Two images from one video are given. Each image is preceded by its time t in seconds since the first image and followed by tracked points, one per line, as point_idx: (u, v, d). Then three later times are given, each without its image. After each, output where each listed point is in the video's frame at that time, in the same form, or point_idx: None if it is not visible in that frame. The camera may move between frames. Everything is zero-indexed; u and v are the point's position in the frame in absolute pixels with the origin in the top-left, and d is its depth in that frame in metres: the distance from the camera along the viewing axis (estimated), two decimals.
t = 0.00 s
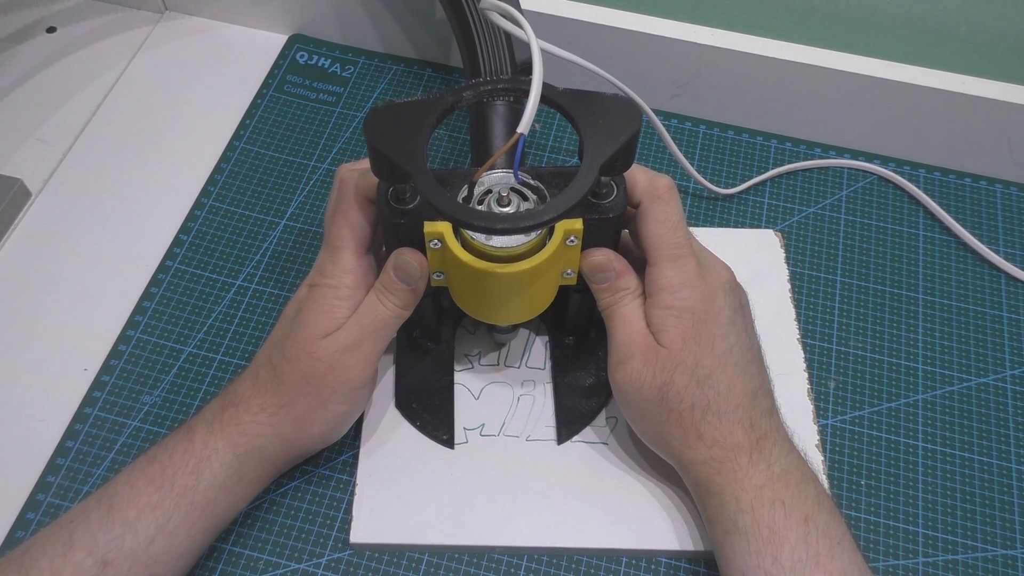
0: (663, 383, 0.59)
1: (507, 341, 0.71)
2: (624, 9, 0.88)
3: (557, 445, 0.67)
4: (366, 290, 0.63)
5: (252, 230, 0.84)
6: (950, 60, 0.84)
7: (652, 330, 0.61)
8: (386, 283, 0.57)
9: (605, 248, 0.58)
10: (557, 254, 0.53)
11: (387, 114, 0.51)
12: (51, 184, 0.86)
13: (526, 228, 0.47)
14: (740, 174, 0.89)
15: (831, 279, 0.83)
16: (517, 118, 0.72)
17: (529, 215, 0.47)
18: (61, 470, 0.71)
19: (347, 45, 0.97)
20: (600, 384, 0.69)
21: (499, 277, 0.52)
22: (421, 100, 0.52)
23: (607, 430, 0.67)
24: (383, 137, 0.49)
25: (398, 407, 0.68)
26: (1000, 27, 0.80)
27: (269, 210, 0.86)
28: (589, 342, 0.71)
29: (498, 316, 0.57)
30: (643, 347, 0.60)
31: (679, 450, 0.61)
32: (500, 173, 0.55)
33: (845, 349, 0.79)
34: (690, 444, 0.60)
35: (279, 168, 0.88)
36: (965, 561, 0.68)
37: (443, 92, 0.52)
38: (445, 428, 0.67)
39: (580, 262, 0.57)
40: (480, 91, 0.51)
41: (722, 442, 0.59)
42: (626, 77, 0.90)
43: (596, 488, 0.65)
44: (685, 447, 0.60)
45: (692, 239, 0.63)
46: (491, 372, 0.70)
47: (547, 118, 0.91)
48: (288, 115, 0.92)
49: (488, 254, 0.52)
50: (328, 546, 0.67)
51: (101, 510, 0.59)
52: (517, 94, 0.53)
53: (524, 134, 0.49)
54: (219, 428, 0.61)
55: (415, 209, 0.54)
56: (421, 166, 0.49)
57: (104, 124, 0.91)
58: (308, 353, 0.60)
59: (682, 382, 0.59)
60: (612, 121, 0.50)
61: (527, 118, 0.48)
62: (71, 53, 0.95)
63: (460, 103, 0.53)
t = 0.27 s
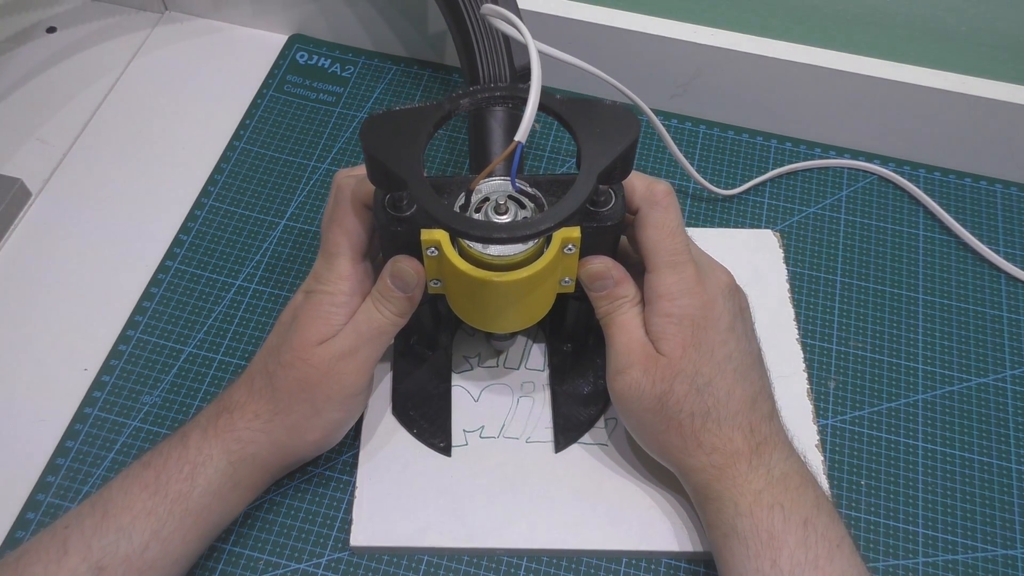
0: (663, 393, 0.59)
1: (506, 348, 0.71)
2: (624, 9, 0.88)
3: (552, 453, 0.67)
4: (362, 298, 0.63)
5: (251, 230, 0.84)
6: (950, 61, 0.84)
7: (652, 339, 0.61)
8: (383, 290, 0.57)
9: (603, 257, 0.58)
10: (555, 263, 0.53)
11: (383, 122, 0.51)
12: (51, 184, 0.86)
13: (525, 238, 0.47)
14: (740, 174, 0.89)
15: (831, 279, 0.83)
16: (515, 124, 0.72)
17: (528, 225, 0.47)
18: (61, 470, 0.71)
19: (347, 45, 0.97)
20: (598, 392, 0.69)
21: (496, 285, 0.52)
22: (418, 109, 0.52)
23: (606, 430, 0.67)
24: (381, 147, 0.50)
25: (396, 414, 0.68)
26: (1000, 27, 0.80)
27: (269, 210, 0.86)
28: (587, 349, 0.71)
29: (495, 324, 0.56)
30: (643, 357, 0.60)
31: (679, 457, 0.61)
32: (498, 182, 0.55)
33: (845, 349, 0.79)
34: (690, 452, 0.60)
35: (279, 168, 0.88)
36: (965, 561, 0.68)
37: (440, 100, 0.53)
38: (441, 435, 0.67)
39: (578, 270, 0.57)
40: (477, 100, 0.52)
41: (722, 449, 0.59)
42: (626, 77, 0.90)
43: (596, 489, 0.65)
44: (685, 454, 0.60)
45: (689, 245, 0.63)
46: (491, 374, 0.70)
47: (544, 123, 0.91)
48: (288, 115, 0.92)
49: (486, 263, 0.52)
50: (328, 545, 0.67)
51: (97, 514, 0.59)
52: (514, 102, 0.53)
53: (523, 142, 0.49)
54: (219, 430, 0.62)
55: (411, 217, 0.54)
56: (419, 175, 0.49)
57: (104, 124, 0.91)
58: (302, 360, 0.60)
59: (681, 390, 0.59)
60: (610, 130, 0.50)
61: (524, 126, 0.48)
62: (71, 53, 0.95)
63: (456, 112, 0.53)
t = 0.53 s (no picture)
0: (663, 402, 0.59)
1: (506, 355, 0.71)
2: (624, 9, 0.88)
3: (552, 461, 0.66)
4: (358, 306, 0.63)
5: (251, 230, 0.84)
6: (950, 61, 0.84)
7: (651, 348, 0.60)
8: (379, 299, 0.57)
9: (602, 265, 0.58)
10: (553, 272, 0.53)
11: (381, 130, 0.51)
12: (51, 184, 0.86)
13: (524, 247, 0.47)
14: (740, 174, 0.89)
15: (831, 279, 0.83)
16: (514, 130, 0.71)
17: (527, 234, 0.47)
18: (61, 470, 0.71)
19: (346, 45, 0.97)
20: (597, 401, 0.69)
21: (494, 294, 0.52)
22: (416, 117, 0.52)
23: (606, 431, 0.67)
24: (377, 154, 0.50)
25: (393, 423, 0.68)
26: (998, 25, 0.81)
27: (269, 210, 0.85)
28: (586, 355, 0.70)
29: (493, 332, 0.57)
30: (643, 366, 0.60)
31: (679, 465, 0.60)
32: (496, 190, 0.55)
33: (845, 349, 0.79)
34: (690, 459, 0.60)
35: (279, 168, 0.88)
36: (965, 561, 0.68)
37: (438, 108, 0.53)
38: (440, 444, 0.67)
39: (576, 278, 0.57)
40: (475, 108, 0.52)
41: (722, 455, 0.59)
42: (626, 77, 0.90)
43: (597, 490, 0.65)
44: (685, 462, 0.60)
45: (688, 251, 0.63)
46: (491, 375, 0.70)
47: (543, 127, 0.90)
48: (288, 114, 0.92)
49: (484, 271, 0.52)
50: (328, 546, 0.67)
51: (91, 522, 0.59)
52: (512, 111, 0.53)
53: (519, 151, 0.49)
54: (220, 431, 0.62)
55: (408, 226, 0.54)
56: (416, 184, 0.49)
57: (104, 124, 0.91)
58: (298, 369, 0.60)
59: (681, 399, 0.59)
60: (608, 140, 0.50)
61: (522, 136, 0.48)
62: (71, 53, 0.95)
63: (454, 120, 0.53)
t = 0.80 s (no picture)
0: (663, 409, 0.59)
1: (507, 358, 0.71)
2: (624, 9, 0.88)
3: (551, 468, 0.66)
4: (357, 313, 0.63)
5: (251, 231, 0.84)
6: (950, 60, 0.84)
7: (651, 354, 0.61)
8: (377, 305, 0.57)
9: (600, 271, 0.57)
10: (552, 278, 0.53)
11: (378, 138, 0.51)
12: (51, 185, 0.86)
13: (523, 254, 0.46)
14: (740, 174, 0.89)
15: (831, 279, 0.83)
16: (512, 136, 0.71)
17: (526, 241, 0.47)
18: (61, 471, 0.71)
19: (346, 45, 0.97)
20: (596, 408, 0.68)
21: (491, 301, 0.51)
22: (414, 123, 0.52)
23: (606, 433, 0.67)
24: (374, 161, 0.50)
25: (392, 429, 0.67)
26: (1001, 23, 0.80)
27: (269, 210, 0.85)
28: (586, 361, 0.70)
29: (491, 339, 0.56)
30: (642, 373, 0.60)
31: (679, 472, 0.61)
32: (495, 197, 0.55)
33: (845, 349, 0.79)
34: (690, 466, 0.60)
35: (279, 168, 0.88)
36: (964, 561, 0.68)
37: (436, 114, 0.53)
38: (438, 450, 0.66)
39: (575, 284, 0.57)
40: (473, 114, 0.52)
41: (722, 461, 0.59)
42: (626, 77, 0.90)
43: (597, 491, 0.65)
44: (685, 469, 0.60)
45: (687, 256, 0.63)
46: (491, 376, 0.70)
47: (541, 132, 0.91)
48: (288, 115, 0.92)
49: (481, 278, 0.52)
50: (328, 546, 0.67)
51: (88, 529, 0.59)
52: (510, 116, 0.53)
53: (518, 156, 0.49)
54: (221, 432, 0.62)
55: (406, 232, 0.54)
56: (414, 192, 0.49)
57: (104, 125, 0.91)
58: (296, 376, 0.60)
59: (681, 406, 0.59)
60: (606, 146, 0.50)
61: (520, 140, 0.48)
62: (70, 53, 0.95)
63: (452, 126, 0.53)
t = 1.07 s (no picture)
0: (660, 412, 0.59)
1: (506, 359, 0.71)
2: (624, 9, 0.88)
3: (550, 473, 0.66)
4: (350, 318, 0.63)
5: (251, 231, 0.84)
6: (950, 60, 0.84)
7: (647, 357, 0.60)
8: (372, 310, 0.57)
9: (596, 274, 0.57)
10: (547, 282, 0.53)
11: (371, 144, 0.51)
12: (51, 185, 0.86)
13: (518, 259, 0.46)
14: (740, 174, 0.89)
15: (831, 279, 0.83)
16: (505, 141, 0.71)
17: (521, 246, 0.46)
18: (61, 471, 0.71)
19: (346, 45, 0.97)
20: (594, 413, 0.68)
21: (487, 306, 0.52)
22: (406, 129, 0.52)
23: (606, 434, 0.67)
24: (366, 167, 0.49)
25: (388, 436, 0.67)
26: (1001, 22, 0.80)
27: (268, 210, 0.85)
28: (582, 366, 0.70)
29: (486, 344, 0.56)
30: (640, 376, 0.60)
31: (677, 473, 0.61)
32: (489, 202, 0.54)
33: (845, 349, 0.79)
34: (688, 468, 0.60)
35: (279, 169, 0.88)
36: (965, 561, 0.68)
37: (428, 120, 0.52)
38: (435, 457, 0.66)
39: (570, 287, 0.57)
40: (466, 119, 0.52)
41: (720, 463, 0.59)
42: (626, 77, 0.90)
43: (597, 492, 0.65)
44: (683, 470, 0.60)
45: (683, 258, 0.63)
46: (490, 376, 0.70)
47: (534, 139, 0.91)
48: (288, 114, 0.92)
49: (476, 283, 0.52)
50: (328, 546, 0.67)
51: (81, 536, 0.59)
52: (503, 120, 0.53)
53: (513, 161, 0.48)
54: (221, 432, 0.62)
55: (400, 237, 0.53)
56: (407, 198, 0.49)
57: (104, 125, 0.91)
58: (290, 382, 0.60)
59: (679, 408, 0.59)
60: (600, 149, 0.50)
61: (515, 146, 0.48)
62: (70, 53, 0.95)
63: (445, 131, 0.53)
